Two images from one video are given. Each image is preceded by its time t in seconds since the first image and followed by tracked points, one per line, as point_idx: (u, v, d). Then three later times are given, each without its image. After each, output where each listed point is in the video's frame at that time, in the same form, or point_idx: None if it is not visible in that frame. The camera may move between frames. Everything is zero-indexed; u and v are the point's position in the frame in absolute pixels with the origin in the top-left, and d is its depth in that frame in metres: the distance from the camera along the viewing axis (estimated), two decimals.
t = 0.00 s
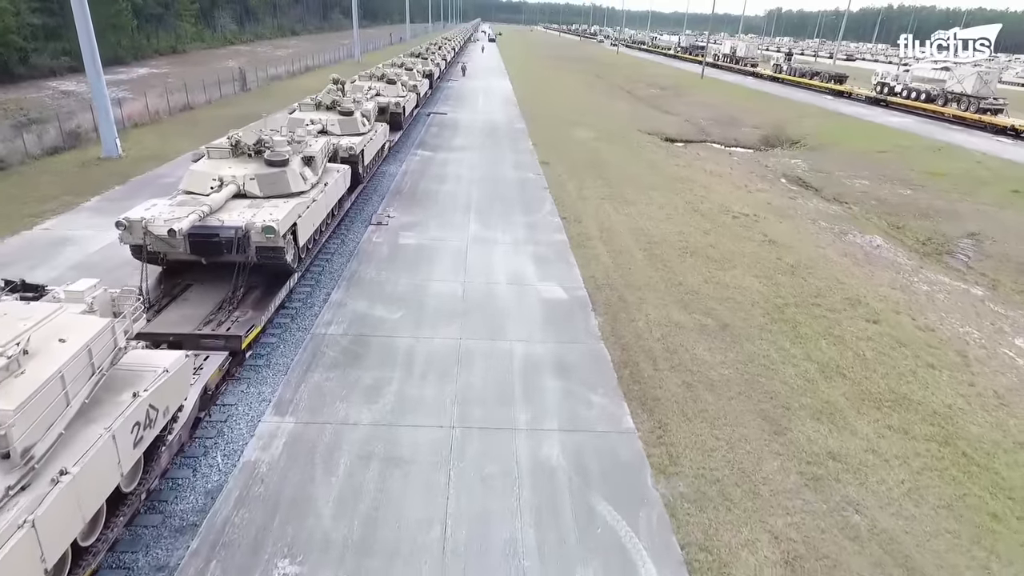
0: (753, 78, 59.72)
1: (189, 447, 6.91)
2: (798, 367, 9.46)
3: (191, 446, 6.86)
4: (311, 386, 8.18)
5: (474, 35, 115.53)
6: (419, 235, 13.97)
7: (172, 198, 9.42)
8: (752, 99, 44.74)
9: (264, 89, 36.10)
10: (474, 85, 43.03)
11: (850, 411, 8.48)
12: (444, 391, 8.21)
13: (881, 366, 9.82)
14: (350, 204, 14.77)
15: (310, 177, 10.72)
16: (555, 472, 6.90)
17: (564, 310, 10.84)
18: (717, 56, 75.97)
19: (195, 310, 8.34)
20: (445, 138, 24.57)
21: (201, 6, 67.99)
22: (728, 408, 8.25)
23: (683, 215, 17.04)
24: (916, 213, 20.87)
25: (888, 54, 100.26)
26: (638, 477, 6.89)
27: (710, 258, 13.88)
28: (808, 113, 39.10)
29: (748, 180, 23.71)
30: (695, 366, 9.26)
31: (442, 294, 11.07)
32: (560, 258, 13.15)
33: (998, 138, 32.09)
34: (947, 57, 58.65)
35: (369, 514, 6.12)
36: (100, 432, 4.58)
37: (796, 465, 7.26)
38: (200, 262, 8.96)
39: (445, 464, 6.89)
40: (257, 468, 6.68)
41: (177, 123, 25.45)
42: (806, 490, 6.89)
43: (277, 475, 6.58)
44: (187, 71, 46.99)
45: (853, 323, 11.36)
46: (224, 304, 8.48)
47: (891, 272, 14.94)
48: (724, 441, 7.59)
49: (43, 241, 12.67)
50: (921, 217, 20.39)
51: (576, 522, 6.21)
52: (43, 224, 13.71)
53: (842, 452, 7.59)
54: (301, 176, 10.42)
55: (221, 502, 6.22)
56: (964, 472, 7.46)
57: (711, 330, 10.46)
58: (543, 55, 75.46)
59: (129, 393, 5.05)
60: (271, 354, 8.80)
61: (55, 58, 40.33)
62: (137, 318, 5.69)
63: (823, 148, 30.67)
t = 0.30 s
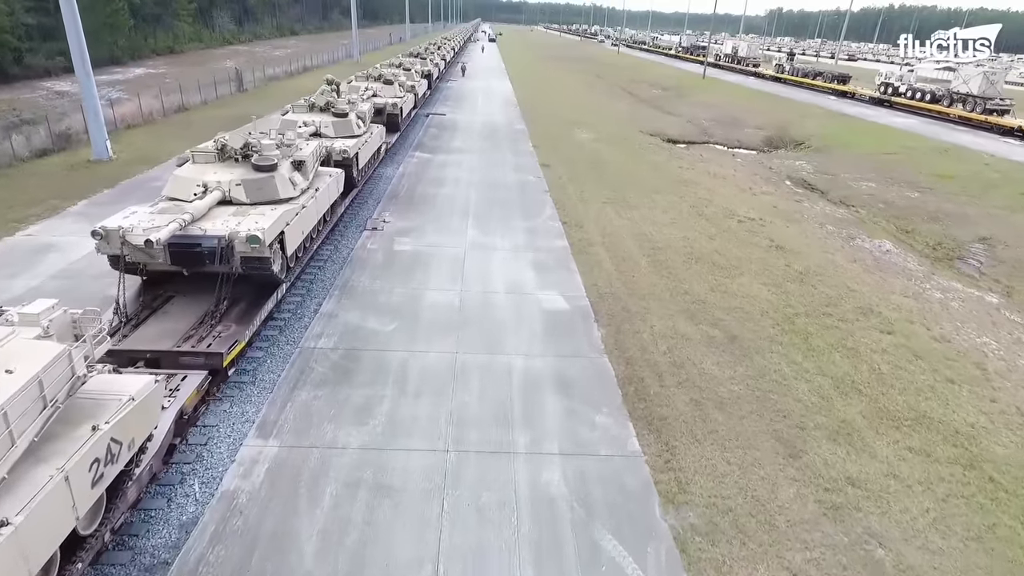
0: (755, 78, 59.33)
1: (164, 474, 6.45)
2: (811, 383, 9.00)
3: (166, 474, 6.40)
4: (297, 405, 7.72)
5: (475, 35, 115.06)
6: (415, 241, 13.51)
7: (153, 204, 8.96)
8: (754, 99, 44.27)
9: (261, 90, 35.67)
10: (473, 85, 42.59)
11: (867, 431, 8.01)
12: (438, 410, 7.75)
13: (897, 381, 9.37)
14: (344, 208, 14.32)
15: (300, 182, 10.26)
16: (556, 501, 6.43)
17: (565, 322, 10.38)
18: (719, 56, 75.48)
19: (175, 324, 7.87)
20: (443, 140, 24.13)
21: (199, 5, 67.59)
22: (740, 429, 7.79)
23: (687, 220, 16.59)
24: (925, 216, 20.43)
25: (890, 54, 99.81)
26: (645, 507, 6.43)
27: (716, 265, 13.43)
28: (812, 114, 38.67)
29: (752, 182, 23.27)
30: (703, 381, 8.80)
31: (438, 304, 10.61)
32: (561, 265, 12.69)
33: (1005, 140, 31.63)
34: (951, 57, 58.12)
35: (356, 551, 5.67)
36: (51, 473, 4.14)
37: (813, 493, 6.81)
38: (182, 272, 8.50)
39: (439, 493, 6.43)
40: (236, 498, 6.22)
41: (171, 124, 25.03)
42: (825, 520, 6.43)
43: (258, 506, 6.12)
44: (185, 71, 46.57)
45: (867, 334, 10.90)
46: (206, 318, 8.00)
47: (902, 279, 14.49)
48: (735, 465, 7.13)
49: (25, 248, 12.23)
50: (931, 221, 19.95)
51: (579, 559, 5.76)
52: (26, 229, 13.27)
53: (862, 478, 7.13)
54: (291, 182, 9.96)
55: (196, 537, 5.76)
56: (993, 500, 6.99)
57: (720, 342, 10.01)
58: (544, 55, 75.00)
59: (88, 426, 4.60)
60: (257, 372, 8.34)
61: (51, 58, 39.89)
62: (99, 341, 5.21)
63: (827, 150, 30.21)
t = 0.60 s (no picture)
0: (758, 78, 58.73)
1: (126, 517, 5.85)
2: (832, 407, 8.41)
3: (128, 518, 5.80)
4: (277, 435, 7.12)
5: (475, 35, 114.57)
6: (409, 249, 12.91)
7: (126, 215, 8.37)
8: (758, 100, 43.66)
9: (256, 90, 35.11)
10: (473, 85, 41.99)
11: (895, 462, 7.42)
12: (430, 440, 7.14)
13: (923, 404, 8.76)
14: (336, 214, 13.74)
15: (287, 191, 9.65)
16: (557, 547, 5.83)
17: (567, 338, 9.78)
18: (722, 56, 74.87)
19: (145, 347, 7.25)
20: (441, 142, 23.55)
21: (197, 5, 67.02)
22: (758, 460, 7.19)
23: (693, 226, 15.99)
24: (938, 221, 19.83)
25: (893, 53, 99.11)
26: (656, 554, 5.83)
27: (725, 275, 12.81)
28: (817, 115, 38.08)
29: (759, 185, 22.67)
30: (716, 405, 8.20)
31: (433, 319, 10.00)
32: (563, 275, 12.10)
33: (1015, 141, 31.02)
34: (957, 58, 57.46)
35: None
36: None
37: (840, 535, 6.21)
38: (155, 289, 7.90)
39: (428, 538, 5.82)
40: (204, 545, 5.63)
41: (163, 126, 24.48)
42: (855, 569, 5.84)
43: (228, 555, 5.52)
44: (181, 72, 46.01)
45: (887, 350, 10.29)
46: (178, 340, 7.38)
47: (919, 289, 13.89)
48: (755, 503, 6.53)
49: None
50: (944, 227, 19.36)
51: None
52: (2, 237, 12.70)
53: (892, 517, 6.53)
54: (275, 190, 9.34)
55: None
56: None
57: (732, 361, 9.40)
58: (544, 55, 74.41)
59: (21, 481, 4.00)
60: (235, 397, 7.75)
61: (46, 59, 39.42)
62: (42, 379, 4.37)
63: (834, 152, 29.58)
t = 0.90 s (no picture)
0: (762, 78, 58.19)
1: (88, 562, 5.35)
2: (853, 432, 7.88)
3: (90, 565, 5.30)
4: (257, 466, 6.60)
5: (476, 35, 114.02)
6: (405, 258, 12.39)
7: (101, 227, 7.85)
8: (762, 101, 43.10)
9: (254, 91, 34.64)
10: (473, 86, 41.45)
11: (923, 495, 6.89)
12: (422, 472, 6.62)
13: (949, 428, 8.23)
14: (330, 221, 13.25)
15: (274, 200, 9.15)
16: None
17: (570, 354, 9.25)
18: (724, 56, 74.27)
19: (117, 370, 6.73)
20: (441, 144, 23.05)
21: (196, 4, 66.55)
22: (776, 494, 6.67)
23: (700, 233, 15.46)
24: (951, 227, 19.29)
25: (897, 53, 98.47)
26: None
27: (735, 286, 12.29)
28: (822, 116, 37.54)
29: (766, 189, 22.15)
30: (729, 430, 7.69)
31: (428, 334, 9.48)
32: (565, 286, 11.59)
33: None
34: (963, 58, 56.80)
35: None
36: None
37: None
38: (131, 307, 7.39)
39: None
40: None
41: (156, 128, 24.02)
42: None
43: None
44: (178, 72, 45.56)
45: (907, 368, 9.75)
46: (153, 362, 6.85)
47: (936, 299, 13.36)
48: (775, 544, 6.02)
49: None
50: (957, 232, 18.82)
51: None
52: None
53: (925, 559, 6.01)
54: (262, 198, 8.83)
55: None
56: None
57: (745, 380, 8.87)
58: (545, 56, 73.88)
59: None
60: (215, 423, 7.24)
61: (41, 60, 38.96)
62: None
63: (841, 154, 29.04)
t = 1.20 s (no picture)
0: (767, 79, 57.60)
1: None
2: (879, 462, 7.35)
3: None
4: (238, 502, 6.10)
5: (479, 36, 113.46)
6: (403, 268, 11.89)
7: (76, 240, 7.38)
8: (768, 102, 42.53)
9: (253, 92, 34.21)
10: (475, 87, 40.94)
11: (959, 534, 6.37)
12: (417, 509, 6.11)
13: (982, 456, 7.69)
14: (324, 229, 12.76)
15: (263, 210, 8.66)
16: None
17: (575, 374, 8.74)
18: (729, 57, 73.62)
19: (88, 398, 6.24)
20: (441, 146, 22.58)
21: (197, 4, 66.19)
22: (800, 535, 6.14)
23: (709, 240, 14.94)
24: (967, 233, 18.75)
25: (903, 53, 97.72)
26: None
27: (747, 297, 11.76)
28: (830, 117, 36.98)
29: (774, 193, 21.63)
30: (746, 460, 7.17)
31: (425, 352, 8.97)
32: (570, 297, 11.10)
33: None
34: (972, 59, 56.05)
35: None
36: None
37: None
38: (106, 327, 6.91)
39: None
40: None
41: (151, 130, 23.56)
42: None
43: None
44: (178, 72, 45.13)
45: (932, 387, 9.22)
46: (127, 389, 6.36)
47: (957, 310, 12.82)
48: None
49: None
50: (973, 239, 18.28)
51: None
52: None
53: None
54: (248, 210, 8.34)
55: None
56: None
57: (762, 403, 8.34)
58: (548, 56, 73.28)
59: None
60: (193, 453, 6.74)
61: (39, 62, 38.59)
62: None
63: (850, 156, 28.47)
